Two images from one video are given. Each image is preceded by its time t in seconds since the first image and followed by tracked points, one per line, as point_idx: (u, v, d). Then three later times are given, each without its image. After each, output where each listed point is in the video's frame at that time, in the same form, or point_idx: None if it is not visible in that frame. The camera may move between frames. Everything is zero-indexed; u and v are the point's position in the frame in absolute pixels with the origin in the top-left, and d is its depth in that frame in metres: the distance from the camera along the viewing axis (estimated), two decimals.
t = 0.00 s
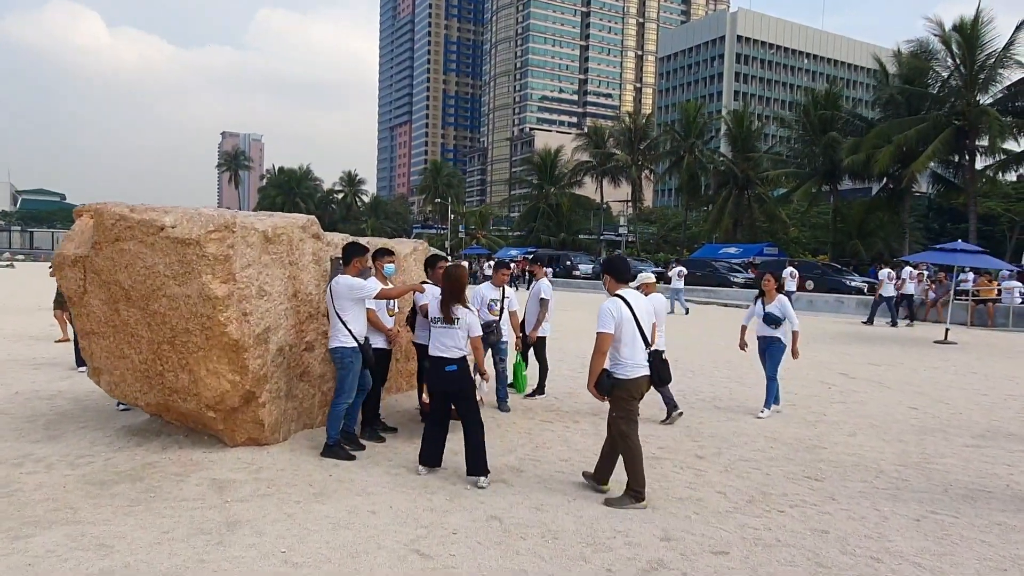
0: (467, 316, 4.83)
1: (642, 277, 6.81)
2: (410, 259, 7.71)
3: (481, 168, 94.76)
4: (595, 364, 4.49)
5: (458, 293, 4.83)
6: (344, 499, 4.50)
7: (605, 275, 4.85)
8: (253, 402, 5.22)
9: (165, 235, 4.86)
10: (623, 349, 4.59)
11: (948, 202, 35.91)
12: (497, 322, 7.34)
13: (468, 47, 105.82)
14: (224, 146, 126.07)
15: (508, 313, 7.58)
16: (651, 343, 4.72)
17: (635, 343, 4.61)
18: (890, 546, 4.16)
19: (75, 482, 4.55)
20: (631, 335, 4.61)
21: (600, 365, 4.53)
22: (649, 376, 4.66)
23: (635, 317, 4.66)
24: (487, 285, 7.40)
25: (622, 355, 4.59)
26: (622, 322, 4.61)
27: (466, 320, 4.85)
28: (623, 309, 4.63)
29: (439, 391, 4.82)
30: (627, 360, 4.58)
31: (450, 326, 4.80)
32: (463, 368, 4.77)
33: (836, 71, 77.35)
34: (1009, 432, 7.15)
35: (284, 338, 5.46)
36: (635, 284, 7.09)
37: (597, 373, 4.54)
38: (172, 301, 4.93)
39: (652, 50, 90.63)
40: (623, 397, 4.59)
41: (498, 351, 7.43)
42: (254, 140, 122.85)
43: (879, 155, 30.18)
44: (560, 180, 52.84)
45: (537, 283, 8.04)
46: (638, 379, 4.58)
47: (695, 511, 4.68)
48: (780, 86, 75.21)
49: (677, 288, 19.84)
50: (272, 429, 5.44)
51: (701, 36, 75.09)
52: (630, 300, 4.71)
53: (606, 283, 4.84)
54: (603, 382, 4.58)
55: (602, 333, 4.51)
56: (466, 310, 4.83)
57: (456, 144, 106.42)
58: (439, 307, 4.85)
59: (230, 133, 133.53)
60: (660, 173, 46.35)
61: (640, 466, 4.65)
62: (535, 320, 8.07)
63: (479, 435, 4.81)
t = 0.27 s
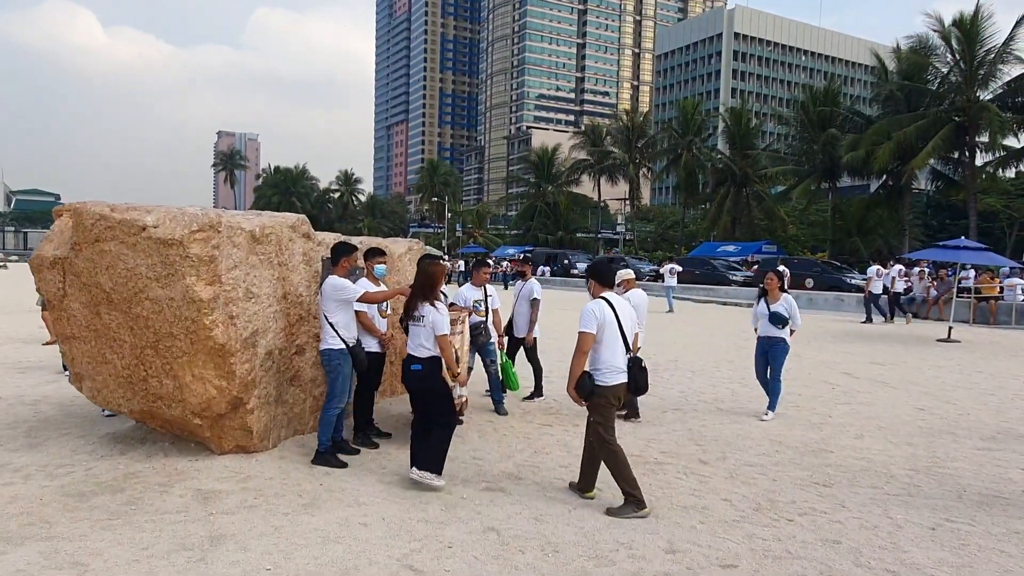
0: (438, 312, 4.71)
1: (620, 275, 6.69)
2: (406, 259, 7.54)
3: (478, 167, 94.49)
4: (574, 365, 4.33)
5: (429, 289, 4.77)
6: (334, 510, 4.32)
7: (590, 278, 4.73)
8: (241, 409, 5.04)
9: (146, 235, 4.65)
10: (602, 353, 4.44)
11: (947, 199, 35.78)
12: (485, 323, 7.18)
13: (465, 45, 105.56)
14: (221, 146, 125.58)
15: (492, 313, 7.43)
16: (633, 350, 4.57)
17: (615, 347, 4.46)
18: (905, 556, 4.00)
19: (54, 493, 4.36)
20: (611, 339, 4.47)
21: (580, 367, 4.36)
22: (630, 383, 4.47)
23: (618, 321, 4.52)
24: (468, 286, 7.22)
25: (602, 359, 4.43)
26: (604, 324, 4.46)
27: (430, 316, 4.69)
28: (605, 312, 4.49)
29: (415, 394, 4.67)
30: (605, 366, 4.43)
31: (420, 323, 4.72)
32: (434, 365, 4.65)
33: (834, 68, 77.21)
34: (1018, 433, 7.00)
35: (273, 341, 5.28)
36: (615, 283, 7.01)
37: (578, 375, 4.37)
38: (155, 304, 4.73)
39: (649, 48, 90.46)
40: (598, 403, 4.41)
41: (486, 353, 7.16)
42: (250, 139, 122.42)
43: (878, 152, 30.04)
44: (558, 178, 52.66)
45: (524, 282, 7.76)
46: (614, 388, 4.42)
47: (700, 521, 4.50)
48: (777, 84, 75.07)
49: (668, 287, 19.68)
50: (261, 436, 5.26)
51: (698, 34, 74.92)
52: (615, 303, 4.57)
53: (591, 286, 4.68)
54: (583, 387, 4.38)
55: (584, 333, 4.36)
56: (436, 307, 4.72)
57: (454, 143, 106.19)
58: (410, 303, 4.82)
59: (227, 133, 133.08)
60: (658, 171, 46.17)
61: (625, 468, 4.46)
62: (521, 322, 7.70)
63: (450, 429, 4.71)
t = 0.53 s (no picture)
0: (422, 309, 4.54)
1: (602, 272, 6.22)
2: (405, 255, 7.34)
3: (477, 165, 94.20)
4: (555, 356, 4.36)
5: (415, 285, 4.61)
6: (329, 516, 4.14)
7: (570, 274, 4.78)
8: (232, 410, 4.86)
9: (132, 229, 4.48)
10: (587, 343, 4.46)
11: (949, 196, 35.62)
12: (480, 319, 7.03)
13: (464, 44, 105.25)
14: (218, 144, 125.14)
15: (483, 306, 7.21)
16: (621, 341, 4.56)
17: (600, 337, 4.47)
18: (926, 563, 3.83)
19: (38, 499, 4.18)
20: (593, 331, 4.49)
21: (563, 356, 4.35)
22: (620, 374, 4.47)
23: (602, 313, 4.54)
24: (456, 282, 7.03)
25: (587, 349, 4.44)
26: (584, 314, 4.49)
27: (412, 316, 4.53)
28: (587, 303, 4.54)
29: (399, 391, 4.57)
30: (592, 356, 4.42)
31: (403, 322, 4.61)
32: (413, 362, 4.54)
33: (833, 66, 77.05)
34: None
35: (266, 339, 5.10)
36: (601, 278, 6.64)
37: (560, 364, 4.37)
38: (142, 302, 4.55)
39: (648, 46, 90.24)
40: (582, 392, 4.43)
41: (478, 348, 7.01)
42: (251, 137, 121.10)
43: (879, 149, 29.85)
44: (557, 176, 52.43)
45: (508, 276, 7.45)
46: (601, 378, 4.40)
47: (710, 527, 4.33)
48: (777, 82, 74.82)
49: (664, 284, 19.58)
50: (254, 438, 5.08)
51: (697, 32, 74.67)
52: (596, 297, 4.61)
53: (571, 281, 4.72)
54: (565, 373, 4.39)
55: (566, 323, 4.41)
56: (420, 306, 4.55)
57: (452, 141, 105.93)
58: (396, 301, 4.68)
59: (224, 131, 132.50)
60: (658, 169, 45.95)
61: (588, 457, 4.49)
62: (510, 317, 7.39)
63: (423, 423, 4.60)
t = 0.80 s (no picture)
0: (405, 313, 4.36)
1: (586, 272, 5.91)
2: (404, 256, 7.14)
3: (476, 165, 93.94)
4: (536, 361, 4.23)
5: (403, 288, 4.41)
6: (324, 531, 3.95)
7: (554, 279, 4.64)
8: (224, 417, 4.66)
9: (118, 230, 4.29)
10: (571, 345, 4.29)
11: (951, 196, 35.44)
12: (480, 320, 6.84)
13: (463, 42, 105.01)
14: (217, 143, 124.62)
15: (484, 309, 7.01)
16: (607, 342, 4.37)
17: (586, 340, 4.29)
18: None
19: (19, 512, 3.99)
20: (578, 333, 4.31)
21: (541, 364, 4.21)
22: (608, 378, 4.27)
23: (586, 314, 4.36)
24: (456, 282, 6.84)
25: (573, 354, 4.28)
26: (567, 318, 4.33)
27: (394, 320, 4.36)
28: (569, 307, 4.37)
29: (381, 396, 4.42)
30: (577, 359, 4.26)
31: (386, 325, 4.42)
32: (393, 367, 4.37)
33: (834, 66, 76.86)
34: None
35: (259, 343, 4.90)
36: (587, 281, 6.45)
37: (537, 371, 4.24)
38: (129, 305, 4.36)
39: (648, 45, 90.00)
40: (569, 396, 4.27)
41: (473, 352, 6.80)
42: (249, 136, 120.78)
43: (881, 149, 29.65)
44: (557, 175, 52.20)
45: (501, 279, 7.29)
46: (586, 380, 4.23)
47: (724, 542, 4.14)
48: (777, 82, 74.68)
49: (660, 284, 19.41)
50: (247, 446, 4.89)
51: (697, 31, 74.47)
52: (579, 299, 4.42)
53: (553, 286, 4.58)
54: (549, 377, 4.27)
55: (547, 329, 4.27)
56: (404, 309, 4.38)
57: (452, 140, 105.66)
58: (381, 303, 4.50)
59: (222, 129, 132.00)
60: (658, 168, 45.72)
61: (554, 463, 4.44)
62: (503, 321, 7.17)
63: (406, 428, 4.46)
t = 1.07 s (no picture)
0: (387, 311, 4.19)
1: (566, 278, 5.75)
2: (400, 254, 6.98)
3: (475, 164, 93.76)
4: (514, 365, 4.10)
5: (382, 288, 4.24)
6: (313, 541, 3.80)
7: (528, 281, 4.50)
8: (213, 421, 4.53)
9: (100, 228, 4.14)
10: (547, 348, 4.18)
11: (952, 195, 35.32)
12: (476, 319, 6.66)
13: (462, 41, 104.79)
14: (216, 141, 124.20)
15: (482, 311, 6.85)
16: (585, 342, 4.25)
17: (562, 342, 4.18)
18: None
19: None
20: (552, 334, 4.21)
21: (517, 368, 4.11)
22: (583, 379, 4.18)
23: (561, 314, 4.25)
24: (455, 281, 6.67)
25: (550, 355, 4.17)
26: (539, 322, 4.22)
27: (375, 317, 4.19)
28: (543, 310, 4.25)
29: (362, 399, 4.28)
30: (554, 360, 4.15)
31: (368, 323, 4.26)
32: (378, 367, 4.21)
33: (833, 64, 76.74)
34: None
35: (250, 345, 4.75)
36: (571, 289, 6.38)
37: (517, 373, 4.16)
38: (113, 306, 4.22)
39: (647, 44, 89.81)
40: (547, 399, 4.16)
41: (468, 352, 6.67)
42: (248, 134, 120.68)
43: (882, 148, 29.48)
44: (556, 174, 52.05)
45: (491, 280, 7.18)
46: (563, 382, 4.13)
47: (727, 552, 4.00)
48: (777, 80, 74.50)
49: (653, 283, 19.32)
50: (236, 451, 4.75)
51: (697, 29, 74.31)
52: (553, 301, 4.30)
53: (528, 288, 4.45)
54: (523, 383, 4.19)
55: (521, 334, 4.15)
56: (385, 308, 4.20)
57: (451, 139, 105.49)
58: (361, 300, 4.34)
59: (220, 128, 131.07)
60: (657, 167, 45.53)
61: (546, 467, 4.31)
62: (493, 323, 7.08)
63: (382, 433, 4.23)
